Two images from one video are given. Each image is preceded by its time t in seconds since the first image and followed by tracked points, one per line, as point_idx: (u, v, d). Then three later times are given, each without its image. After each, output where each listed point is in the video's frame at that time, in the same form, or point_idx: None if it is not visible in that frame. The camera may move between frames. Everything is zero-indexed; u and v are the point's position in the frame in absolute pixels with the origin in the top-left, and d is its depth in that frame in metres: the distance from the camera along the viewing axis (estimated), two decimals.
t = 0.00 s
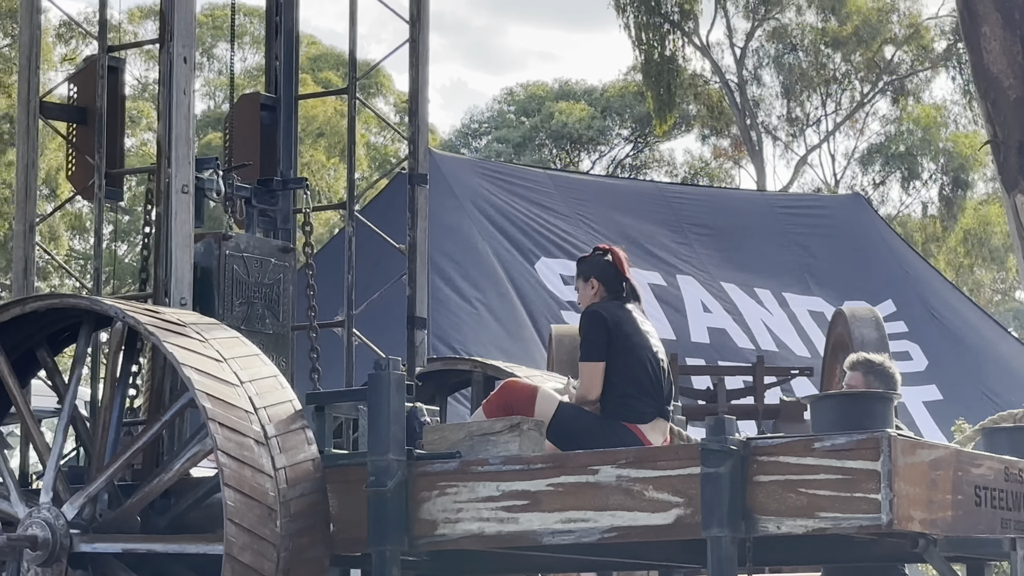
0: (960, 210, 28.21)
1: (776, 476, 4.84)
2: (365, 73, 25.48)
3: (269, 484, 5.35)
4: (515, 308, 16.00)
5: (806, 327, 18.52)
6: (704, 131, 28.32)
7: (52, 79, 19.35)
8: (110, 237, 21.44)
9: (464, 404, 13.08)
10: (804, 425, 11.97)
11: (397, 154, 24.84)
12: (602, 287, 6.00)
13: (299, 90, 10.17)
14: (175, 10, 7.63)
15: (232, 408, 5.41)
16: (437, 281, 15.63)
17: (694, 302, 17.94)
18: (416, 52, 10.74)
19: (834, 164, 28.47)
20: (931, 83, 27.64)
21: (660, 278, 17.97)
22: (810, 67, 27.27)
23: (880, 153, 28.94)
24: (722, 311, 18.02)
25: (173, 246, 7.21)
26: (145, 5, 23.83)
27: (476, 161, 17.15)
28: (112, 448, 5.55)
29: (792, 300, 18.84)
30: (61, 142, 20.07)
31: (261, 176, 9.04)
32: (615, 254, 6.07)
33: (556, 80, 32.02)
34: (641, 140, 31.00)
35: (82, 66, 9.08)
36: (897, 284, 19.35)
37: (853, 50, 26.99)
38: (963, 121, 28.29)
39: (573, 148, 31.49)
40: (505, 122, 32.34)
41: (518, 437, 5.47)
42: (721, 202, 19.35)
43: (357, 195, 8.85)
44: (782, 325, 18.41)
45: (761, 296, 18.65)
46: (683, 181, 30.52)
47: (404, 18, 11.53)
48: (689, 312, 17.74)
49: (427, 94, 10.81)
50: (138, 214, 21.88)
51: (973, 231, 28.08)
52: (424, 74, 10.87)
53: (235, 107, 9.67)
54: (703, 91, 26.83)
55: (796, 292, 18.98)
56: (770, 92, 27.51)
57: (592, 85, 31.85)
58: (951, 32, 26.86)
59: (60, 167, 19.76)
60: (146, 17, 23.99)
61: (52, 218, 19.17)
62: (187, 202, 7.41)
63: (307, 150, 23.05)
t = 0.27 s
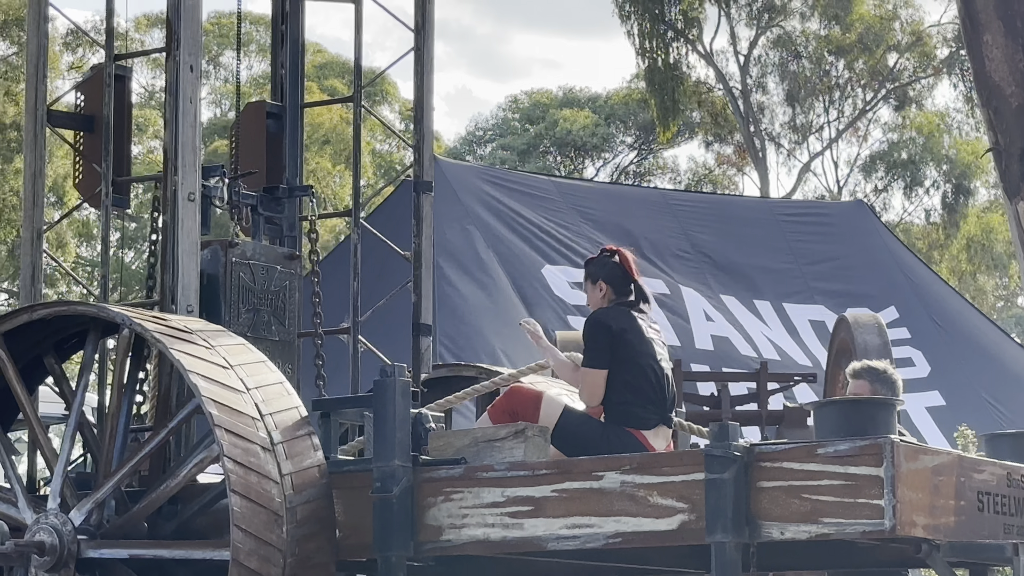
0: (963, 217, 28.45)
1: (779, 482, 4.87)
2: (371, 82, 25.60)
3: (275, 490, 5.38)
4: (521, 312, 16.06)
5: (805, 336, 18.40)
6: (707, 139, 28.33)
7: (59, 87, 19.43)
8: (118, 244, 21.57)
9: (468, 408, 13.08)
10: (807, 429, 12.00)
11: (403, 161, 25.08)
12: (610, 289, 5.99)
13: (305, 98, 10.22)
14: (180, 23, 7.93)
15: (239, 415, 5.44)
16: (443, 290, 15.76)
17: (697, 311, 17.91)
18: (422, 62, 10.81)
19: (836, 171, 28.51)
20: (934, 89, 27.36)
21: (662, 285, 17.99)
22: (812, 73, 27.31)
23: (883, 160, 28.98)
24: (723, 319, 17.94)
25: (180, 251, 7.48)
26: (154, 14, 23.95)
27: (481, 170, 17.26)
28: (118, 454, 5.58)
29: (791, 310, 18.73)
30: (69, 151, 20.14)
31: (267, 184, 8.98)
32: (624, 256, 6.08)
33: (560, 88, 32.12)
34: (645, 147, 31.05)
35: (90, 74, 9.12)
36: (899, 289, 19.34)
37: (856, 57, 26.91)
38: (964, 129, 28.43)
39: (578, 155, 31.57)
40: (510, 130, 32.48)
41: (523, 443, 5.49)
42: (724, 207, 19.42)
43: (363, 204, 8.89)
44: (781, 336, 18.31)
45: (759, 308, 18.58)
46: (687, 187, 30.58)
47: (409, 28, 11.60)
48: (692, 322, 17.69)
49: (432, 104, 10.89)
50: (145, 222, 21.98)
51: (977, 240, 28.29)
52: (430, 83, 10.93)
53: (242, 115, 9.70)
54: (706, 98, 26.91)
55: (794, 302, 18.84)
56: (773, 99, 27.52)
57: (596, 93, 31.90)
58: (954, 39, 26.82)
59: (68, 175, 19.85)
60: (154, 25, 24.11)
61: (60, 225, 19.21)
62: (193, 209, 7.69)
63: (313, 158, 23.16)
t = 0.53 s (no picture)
0: (960, 224, 28.48)
1: (779, 485, 4.95)
2: (377, 90, 25.74)
3: (282, 492, 5.46)
4: (526, 316, 16.15)
5: (802, 345, 18.35)
6: (708, 146, 28.40)
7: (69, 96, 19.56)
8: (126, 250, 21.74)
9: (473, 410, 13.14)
10: (806, 433, 12.04)
11: (408, 169, 25.22)
12: (604, 296, 6.06)
13: (311, 107, 10.32)
14: (189, 29, 7.84)
15: (247, 419, 5.52)
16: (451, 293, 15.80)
17: (697, 319, 17.97)
18: (427, 70, 10.91)
19: (836, 178, 28.60)
20: (932, 97, 27.42)
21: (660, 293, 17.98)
22: (811, 82, 27.37)
23: (882, 167, 29.05)
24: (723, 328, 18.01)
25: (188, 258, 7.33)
26: (163, 23, 24.11)
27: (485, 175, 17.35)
28: (128, 457, 5.66)
29: (788, 318, 18.69)
30: (79, 157, 20.28)
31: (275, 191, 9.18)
32: (615, 262, 6.13)
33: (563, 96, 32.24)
34: (647, 154, 31.12)
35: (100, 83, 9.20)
36: (898, 294, 19.41)
37: (855, 65, 26.97)
38: (963, 136, 28.51)
39: (580, 162, 31.67)
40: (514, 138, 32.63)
41: (527, 447, 5.56)
42: (723, 214, 19.53)
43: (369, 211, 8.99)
44: (778, 345, 18.25)
45: (757, 317, 18.56)
46: (689, 195, 30.66)
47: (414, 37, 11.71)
48: (692, 327, 17.77)
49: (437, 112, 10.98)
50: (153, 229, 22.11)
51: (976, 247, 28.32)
52: (435, 91, 11.02)
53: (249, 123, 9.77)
54: (707, 106, 27.03)
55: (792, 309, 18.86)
56: (774, 107, 27.59)
57: (599, 101, 32.00)
58: (952, 48, 26.92)
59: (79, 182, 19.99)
60: (163, 35, 24.28)
61: (71, 231, 19.33)
62: (202, 217, 7.58)
63: (320, 165, 23.31)
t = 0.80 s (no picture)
0: (954, 230, 28.80)
1: (776, 483, 5.08)
2: (384, 98, 25.96)
3: (291, 490, 5.59)
4: (531, 322, 16.30)
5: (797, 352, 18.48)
6: (707, 153, 28.61)
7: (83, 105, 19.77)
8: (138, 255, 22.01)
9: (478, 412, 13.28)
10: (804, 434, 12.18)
11: (414, 176, 25.45)
12: (592, 306, 6.21)
13: (320, 115, 10.46)
14: (200, 41, 8.10)
15: (257, 419, 5.66)
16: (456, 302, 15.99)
17: (694, 324, 18.04)
18: (433, 79, 11.07)
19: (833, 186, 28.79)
20: (926, 107, 27.67)
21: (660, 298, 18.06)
22: (809, 92, 27.55)
23: (879, 174, 29.23)
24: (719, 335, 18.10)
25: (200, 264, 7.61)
26: (175, 33, 24.35)
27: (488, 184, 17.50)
28: (141, 457, 5.81)
29: (785, 323, 18.86)
30: (93, 164, 20.49)
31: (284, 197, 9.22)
32: (603, 272, 6.29)
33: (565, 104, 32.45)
34: (648, 161, 31.28)
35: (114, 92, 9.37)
36: (895, 300, 19.56)
37: (851, 75, 27.17)
38: (958, 143, 28.72)
39: (582, 170, 31.86)
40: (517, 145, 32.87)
41: (530, 446, 5.70)
42: (723, 221, 19.67)
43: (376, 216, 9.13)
44: (773, 352, 18.36)
45: (753, 323, 18.69)
46: (688, 202, 30.83)
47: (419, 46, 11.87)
48: (690, 332, 17.83)
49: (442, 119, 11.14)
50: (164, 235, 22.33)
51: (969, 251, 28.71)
52: (440, 99, 11.18)
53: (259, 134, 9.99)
54: (705, 114, 27.36)
55: (787, 313, 19.01)
56: (772, 116, 27.78)
57: (600, 109, 32.18)
58: (946, 59, 27.15)
59: (93, 188, 20.20)
60: (174, 45, 24.54)
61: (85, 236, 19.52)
62: (213, 222, 7.86)
63: (328, 172, 23.56)
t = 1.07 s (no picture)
0: (947, 235, 29.04)
1: (775, 482, 5.22)
2: (391, 106, 26.15)
3: (300, 489, 5.73)
4: (536, 325, 16.44)
5: (796, 354, 18.62)
6: (707, 160, 28.74)
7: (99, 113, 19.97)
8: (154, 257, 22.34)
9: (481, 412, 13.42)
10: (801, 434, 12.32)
11: (421, 182, 25.65)
12: (580, 315, 6.40)
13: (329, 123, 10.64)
14: (212, 51, 8.37)
15: (267, 419, 5.80)
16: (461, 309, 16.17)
17: (693, 328, 18.17)
18: (439, 87, 11.23)
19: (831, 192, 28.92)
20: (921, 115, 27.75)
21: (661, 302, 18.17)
22: (806, 100, 27.65)
23: (875, 181, 29.34)
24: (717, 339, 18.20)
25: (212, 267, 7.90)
26: (188, 43, 24.60)
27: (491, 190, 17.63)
28: (154, 456, 5.95)
29: (782, 326, 19.05)
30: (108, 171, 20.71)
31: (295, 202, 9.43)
32: (590, 283, 6.49)
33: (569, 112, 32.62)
34: (649, 168, 31.38)
35: (126, 98, 9.42)
36: (890, 303, 19.69)
37: (846, 84, 27.28)
38: (953, 150, 28.83)
39: (585, 176, 32.01)
40: (521, 152, 33.07)
41: (534, 446, 5.83)
42: (723, 225, 19.81)
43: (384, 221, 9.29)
44: (771, 354, 18.51)
45: (752, 326, 18.84)
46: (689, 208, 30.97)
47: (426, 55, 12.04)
48: (689, 336, 17.96)
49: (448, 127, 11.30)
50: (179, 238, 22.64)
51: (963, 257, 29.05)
52: (446, 108, 11.35)
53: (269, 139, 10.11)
54: (705, 122, 27.51)
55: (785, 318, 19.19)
56: (770, 124, 27.90)
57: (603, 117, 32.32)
58: (940, 68, 27.28)
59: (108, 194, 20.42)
60: (188, 55, 24.80)
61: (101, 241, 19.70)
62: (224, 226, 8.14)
63: (336, 179, 23.78)
